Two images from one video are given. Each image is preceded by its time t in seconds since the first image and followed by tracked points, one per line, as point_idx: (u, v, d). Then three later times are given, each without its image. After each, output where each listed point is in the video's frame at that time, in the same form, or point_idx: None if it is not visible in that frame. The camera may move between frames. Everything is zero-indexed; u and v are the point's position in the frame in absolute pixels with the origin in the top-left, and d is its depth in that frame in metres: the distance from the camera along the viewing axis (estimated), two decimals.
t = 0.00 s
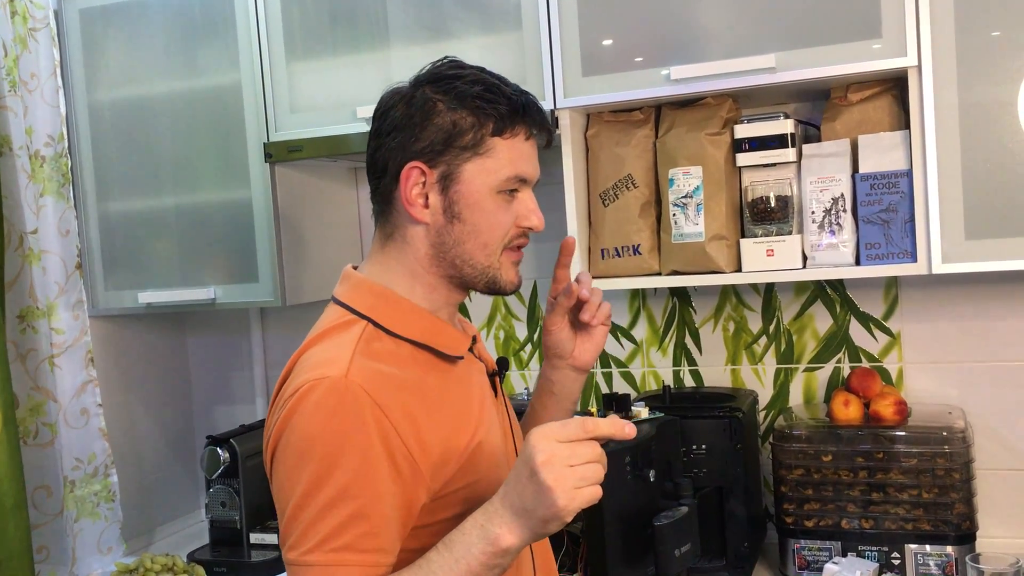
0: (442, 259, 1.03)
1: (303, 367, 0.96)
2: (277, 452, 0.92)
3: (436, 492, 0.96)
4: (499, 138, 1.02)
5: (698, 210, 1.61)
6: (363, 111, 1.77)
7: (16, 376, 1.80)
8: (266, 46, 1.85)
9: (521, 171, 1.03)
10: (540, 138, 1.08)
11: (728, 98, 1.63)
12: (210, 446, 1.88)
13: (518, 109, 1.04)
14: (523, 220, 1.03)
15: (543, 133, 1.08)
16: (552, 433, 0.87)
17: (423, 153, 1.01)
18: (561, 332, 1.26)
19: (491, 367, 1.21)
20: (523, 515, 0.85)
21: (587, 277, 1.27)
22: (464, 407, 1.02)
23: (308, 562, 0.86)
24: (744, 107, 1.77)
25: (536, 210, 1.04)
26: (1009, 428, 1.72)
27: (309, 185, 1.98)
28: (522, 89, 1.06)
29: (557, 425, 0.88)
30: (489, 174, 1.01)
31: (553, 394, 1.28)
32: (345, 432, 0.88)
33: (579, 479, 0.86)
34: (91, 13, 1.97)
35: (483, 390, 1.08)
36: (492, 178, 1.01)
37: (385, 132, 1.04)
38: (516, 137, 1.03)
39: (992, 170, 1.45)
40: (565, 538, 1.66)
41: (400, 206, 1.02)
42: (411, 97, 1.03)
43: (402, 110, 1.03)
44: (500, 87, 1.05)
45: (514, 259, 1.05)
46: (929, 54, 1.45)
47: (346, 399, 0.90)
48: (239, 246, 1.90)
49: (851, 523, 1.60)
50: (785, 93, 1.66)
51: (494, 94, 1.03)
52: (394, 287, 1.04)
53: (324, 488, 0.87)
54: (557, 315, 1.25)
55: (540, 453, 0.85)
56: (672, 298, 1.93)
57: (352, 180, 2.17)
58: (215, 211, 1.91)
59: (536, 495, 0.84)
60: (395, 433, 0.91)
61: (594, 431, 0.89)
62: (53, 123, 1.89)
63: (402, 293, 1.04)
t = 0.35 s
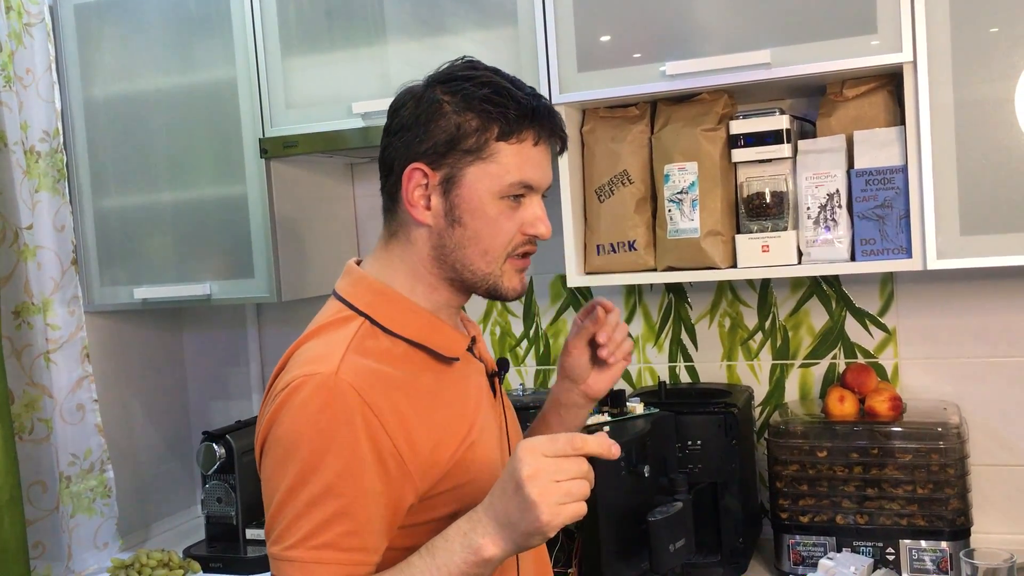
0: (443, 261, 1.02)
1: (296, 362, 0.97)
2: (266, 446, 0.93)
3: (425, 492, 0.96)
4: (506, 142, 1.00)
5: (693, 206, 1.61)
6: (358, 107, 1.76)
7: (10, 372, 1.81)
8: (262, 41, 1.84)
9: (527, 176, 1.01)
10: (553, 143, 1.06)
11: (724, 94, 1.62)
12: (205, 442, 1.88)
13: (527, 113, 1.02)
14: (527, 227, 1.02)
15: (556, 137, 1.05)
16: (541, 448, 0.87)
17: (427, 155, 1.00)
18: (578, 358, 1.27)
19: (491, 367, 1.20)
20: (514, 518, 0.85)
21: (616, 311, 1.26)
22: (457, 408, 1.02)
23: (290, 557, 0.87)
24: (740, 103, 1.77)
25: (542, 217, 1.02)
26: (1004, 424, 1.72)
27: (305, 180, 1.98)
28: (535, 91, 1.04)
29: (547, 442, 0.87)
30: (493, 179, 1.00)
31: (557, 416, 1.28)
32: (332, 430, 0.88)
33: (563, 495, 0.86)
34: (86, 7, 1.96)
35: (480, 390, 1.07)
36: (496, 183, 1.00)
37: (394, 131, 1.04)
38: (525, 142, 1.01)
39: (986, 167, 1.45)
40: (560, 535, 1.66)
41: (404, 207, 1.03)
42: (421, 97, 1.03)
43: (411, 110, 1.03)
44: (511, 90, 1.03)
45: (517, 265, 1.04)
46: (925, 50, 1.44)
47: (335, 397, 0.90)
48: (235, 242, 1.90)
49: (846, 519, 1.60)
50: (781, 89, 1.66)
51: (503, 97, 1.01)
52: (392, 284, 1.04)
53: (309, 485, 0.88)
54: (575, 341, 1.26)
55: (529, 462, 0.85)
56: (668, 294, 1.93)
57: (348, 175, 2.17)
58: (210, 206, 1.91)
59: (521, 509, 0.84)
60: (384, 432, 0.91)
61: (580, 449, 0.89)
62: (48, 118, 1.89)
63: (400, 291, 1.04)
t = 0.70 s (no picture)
0: (412, 246, 1.04)
1: (304, 352, 0.97)
2: (272, 435, 0.93)
3: (430, 486, 0.96)
4: (455, 123, 1.00)
5: (692, 202, 1.61)
6: (358, 103, 1.76)
7: (10, 367, 1.81)
8: (261, 37, 1.84)
9: (478, 156, 0.99)
10: (519, 126, 1.02)
11: (724, 90, 1.62)
12: (205, 438, 1.88)
13: (482, 95, 1.00)
14: (483, 209, 1.00)
15: (518, 121, 1.02)
16: (558, 446, 0.87)
17: (393, 141, 1.04)
18: (586, 376, 1.26)
19: (500, 365, 1.19)
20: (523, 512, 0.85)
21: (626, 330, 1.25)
22: (463, 403, 1.02)
23: (293, 546, 0.87)
24: (739, 99, 1.77)
25: (496, 201, 1.00)
26: (1003, 419, 1.73)
27: (305, 177, 1.98)
28: (501, 76, 1.02)
29: (567, 440, 0.87)
30: (443, 161, 1.00)
31: (563, 427, 1.30)
32: (337, 420, 0.88)
33: (580, 492, 0.86)
34: (85, 4, 1.96)
35: (485, 386, 1.07)
36: (444, 163, 1.00)
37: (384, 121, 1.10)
38: (475, 121, 1.00)
39: (986, 163, 1.45)
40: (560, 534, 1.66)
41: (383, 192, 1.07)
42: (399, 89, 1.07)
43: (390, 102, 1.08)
44: (473, 74, 1.03)
45: (480, 251, 1.01)
46: (924, 45, 1.44)
47: (341, 387, 0.90)
48: (234, 238, 1.90)
49: (845, 515, 1.60)
50: (781, 85, 1.66)
51: (460, 80, 1.01)
52: (398, 276, 1.05)
53: (313, 475, 0.88)
54: (585, 360, 1.25)
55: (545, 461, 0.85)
56: (667, 291, 1.93)
57: (348, 172, 2.17)
58: (210, 202, 1.91)
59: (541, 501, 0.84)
60: (389, 425, 0.91)
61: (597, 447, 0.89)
62: (48, 114, 1.89)
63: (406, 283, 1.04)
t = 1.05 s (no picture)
0: (403, 250, 1.04)
1: (296, 353, 0.97)
2: (263, 435, 0.93)
3: (420, 489, 0.96)
4: (441, 126, 1.00)
5: (689, 203, 1.61)
6: (355, 104, 1.76)
7: (7, 367, 1.81)
8: (258, 37, 1.84)
9: (465, 158, 0.99)
10: (506, 127, 1.02)
11: (721, 90, 1.62)
12: (202, 439, 1.88)
13: (467, 97, 1.00)
14: (470, 211, 0.99)
15: (505, 121, 1.02)
16: (549, 459, 0.87)
17: (382, 145, 1.05)
18: (586, 386, 1.26)
19: (495, 367, 1.19)
20: (512, 524, 0.85)
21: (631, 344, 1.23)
22: (455, 405, 1.01)
23: (281, 548, 0.88)
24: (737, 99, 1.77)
25: (484, 203, 1.00)
26: (1000, 420, 1.73)
27: (302, 177, 1.98)
28: (487, 76, 1.02)
29: (556, 454, 0.87)
30: (430, 164, 1.00)
31: (562, 435, 1.29)
32: (326, 422, 0.88)
33: (569, 508, 0.86)
34: (83, 3, 1.96)
35: (479, 388, 1.07)
36: (431, 166, 1.00)
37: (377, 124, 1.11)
38: (460, 123, 0.99)
39: (983, 164, 1.45)
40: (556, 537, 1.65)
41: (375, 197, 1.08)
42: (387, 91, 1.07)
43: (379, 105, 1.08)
44: (459, 75, 1.02)
45: (470, 253, 1.01)
46: (921, 46, 1.44)
47: (330, 388, 0.90)
48: (231, 239, 1.90)
49: (842, 515, 1.60)
50: (778, 85, 1.66)
51: (445, 81, 1.01)
52: (391, 278, 1.05)
53: (301, 476, 0.88)
54: (585, 370, 1.25)
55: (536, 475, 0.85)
56: (665, 291, 1.93)
57: (346, 173, 2.17)
58: (207, 202, 1.91)
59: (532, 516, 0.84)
60: (379, 426, 0.91)
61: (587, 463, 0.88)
62: (45, 114, 1.88)
63: (399, 285, 1.04)
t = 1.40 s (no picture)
0: (397, 253, 1.04)
1: (289, 356, 0.97)
2: (256, 439, 0.93)
3: (413, 491, 0.96)
4: (437, 129, 1.00)
5: (685, 204, 1.61)
6: (352, 105, 1.76)
7: (3, 368, 1.81)
8: (254, 38, 1.84)
9: (460, 162, 0.99)
10: (502, 130, 1.02)
11: (717, 91, 1.62)
12: (198, 440, 1.87)
13: (463, 100, 1.00)
14: (466, 214, 1.00)
15: (500, 125, 1.02)
16: (545, 466, 0.86)
17: (375, 147, 1.04)
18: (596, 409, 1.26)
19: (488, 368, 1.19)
20: (507, 532, 0.85)
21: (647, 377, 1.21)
22: (448, 407, 1.02)
23: (274, 552, 0.88)
24: (733, 100, 1.77)
25: (481, 206, 1.00)
26: (996, 421, 1.73)
27: (298, 178, 1.98)
28: (482, 80, 1.02)
29: (556, 461, 0.87)
30: (426, 167, 1.00)
31: (564, 447, 1.30)
32: (318, 425, 0.89)
33: (565, 514, 0.86)
34: (79, 4, 1.96)
35: (472, 390, 1.07)
36: (427, 170, 1.00)
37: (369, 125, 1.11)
38: (456, 127, 1.00)
39: (979, 165, 1.45)
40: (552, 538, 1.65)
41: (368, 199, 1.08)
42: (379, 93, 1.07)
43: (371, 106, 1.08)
44: (455, 78, 1.02)
45: (466, 255, 1.01)
46: (916, 48, 1.44)
47: (322, 391, 0.90)
48: (228, 240, 1.90)
49: (838, 517, 1.60)
50: (774, 86, 1.66)
51: (441, 85, 1.01)
52: (384, 280, 1.05)
53: (293, 480, 0.88)
54: (596, 395, 1.25)
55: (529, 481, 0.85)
56: (662, 292, 1.93)
57: (342, 173, 2.17)
58: (203, 204, 1.91)
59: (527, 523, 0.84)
60: (371, 429, 0.91)
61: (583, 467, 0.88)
62: (41, 116, 1.89)
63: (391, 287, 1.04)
